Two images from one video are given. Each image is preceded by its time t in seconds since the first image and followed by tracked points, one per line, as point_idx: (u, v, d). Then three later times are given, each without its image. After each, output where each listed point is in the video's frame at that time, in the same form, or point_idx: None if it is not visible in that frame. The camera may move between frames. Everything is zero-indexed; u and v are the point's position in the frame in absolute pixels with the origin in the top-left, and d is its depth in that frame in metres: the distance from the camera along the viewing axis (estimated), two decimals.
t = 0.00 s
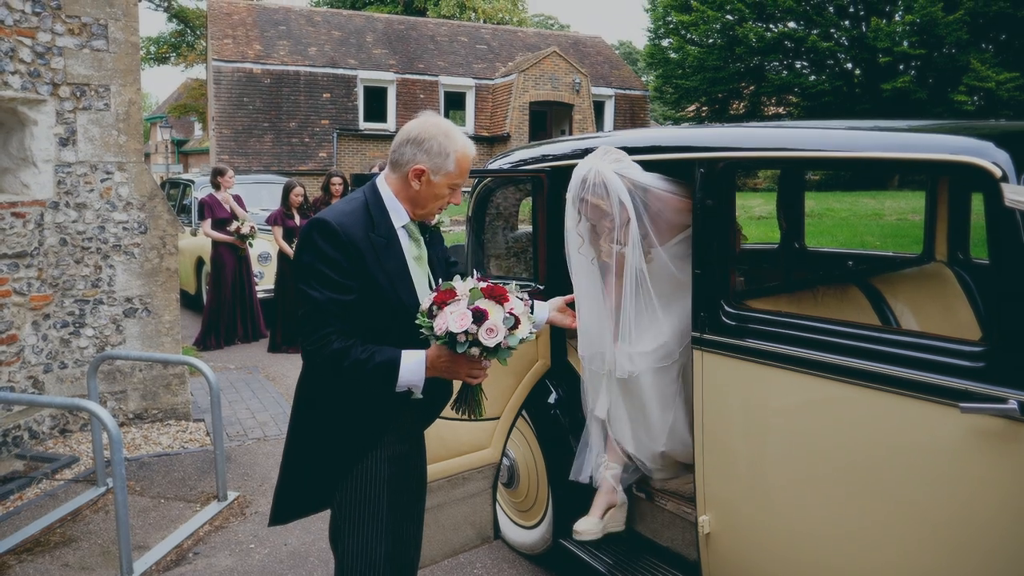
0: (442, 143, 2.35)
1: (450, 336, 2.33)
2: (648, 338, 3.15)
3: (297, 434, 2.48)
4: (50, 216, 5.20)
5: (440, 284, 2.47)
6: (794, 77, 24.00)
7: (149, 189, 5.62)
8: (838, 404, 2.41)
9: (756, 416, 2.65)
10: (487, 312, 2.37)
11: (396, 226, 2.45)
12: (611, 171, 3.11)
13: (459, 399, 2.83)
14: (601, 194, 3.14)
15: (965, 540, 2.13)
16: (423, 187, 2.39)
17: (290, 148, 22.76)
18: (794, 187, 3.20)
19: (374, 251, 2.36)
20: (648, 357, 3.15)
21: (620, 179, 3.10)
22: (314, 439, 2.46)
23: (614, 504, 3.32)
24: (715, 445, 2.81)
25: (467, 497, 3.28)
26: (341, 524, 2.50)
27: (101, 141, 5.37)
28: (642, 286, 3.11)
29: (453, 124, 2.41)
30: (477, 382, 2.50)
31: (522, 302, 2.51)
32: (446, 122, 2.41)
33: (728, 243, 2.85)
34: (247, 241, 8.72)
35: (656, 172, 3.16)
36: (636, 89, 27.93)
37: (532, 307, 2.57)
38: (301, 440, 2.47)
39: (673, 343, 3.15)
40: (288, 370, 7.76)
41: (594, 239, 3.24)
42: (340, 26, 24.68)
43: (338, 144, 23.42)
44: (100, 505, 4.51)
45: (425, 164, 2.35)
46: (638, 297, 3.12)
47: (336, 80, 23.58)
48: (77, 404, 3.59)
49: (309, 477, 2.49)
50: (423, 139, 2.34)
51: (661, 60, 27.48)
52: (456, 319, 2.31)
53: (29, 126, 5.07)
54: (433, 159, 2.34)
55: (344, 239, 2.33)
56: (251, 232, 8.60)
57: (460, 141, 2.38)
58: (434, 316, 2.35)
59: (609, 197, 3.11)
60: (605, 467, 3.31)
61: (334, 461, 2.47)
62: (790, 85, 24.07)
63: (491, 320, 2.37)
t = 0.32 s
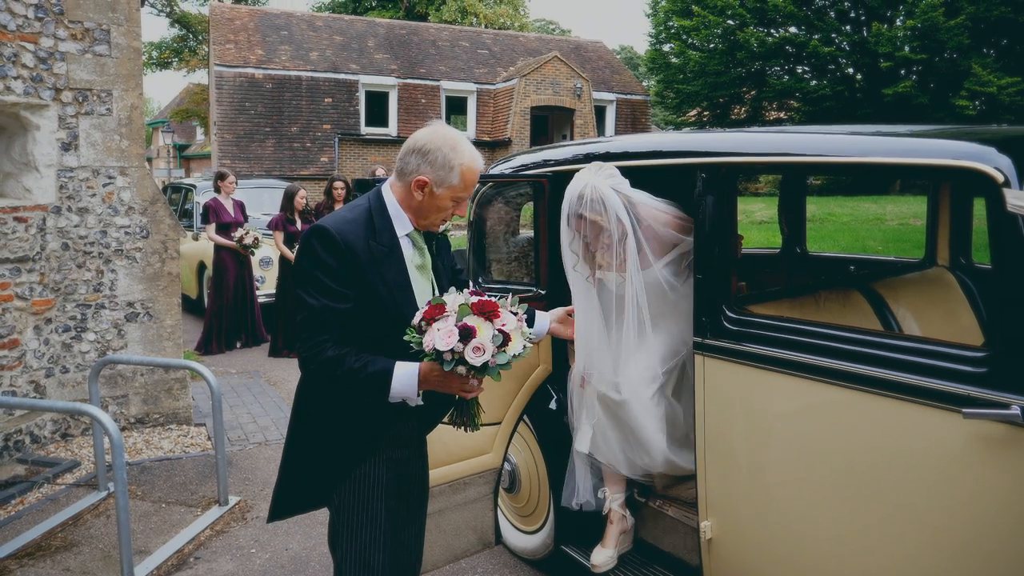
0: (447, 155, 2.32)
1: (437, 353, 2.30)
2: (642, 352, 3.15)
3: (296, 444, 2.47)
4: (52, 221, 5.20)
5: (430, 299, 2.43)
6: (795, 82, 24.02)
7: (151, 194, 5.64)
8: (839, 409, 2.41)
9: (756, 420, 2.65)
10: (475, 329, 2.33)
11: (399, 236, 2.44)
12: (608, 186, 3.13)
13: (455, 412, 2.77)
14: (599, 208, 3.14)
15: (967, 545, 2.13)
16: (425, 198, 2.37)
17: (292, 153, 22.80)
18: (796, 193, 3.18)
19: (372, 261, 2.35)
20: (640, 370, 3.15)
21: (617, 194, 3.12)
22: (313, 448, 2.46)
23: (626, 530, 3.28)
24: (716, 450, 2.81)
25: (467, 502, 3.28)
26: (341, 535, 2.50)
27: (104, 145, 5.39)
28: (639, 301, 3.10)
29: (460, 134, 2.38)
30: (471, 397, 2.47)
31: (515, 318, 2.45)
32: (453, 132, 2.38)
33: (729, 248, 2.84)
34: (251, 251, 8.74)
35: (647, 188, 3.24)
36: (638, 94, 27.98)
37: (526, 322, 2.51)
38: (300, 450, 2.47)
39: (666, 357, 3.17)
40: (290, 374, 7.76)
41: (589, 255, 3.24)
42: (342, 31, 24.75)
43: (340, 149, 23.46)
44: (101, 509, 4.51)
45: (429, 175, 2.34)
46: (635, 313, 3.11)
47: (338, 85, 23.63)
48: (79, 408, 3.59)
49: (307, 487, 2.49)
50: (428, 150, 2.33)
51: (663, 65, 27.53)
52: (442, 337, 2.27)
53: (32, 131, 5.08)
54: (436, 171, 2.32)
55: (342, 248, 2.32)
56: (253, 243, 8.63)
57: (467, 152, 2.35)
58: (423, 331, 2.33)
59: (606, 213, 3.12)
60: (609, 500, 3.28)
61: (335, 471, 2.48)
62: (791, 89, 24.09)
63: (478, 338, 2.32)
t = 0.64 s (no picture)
0: (455, 181, 2.26)
1: (432, 368, 2.28)
2: (636, 348, 3.12)
3: (287, 452, 2.48)
4: (54, 222, 5.20)
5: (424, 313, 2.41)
6: (797, 83, 24.02)
7: (152, 195, 5.66)
8: (838, 410, 2.41)
9: (756, 422, 2.65)
10: (469, 343, 2.30)
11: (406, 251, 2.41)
12: (607, 177, 3.12)
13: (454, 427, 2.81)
14: (597, 201, 3.12)
15: (968, 546, 2.13)
16: (431, 221, 2.32)
17: (294, 154, 22.81)
18: (799, 194, 3.20)
19: (375, 273, 2.33)
20: (634, 367, 3.11)
21: (617, 185, 3.12)
22: (306, 456, 2.46)
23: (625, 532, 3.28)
24: (716, 452, 2.81)
25: (469, 504, 3.25)
26: (338, 541, 2.51)
27: (105, 147, 5.39)
28: (636, 296, 3.10)
29: (474, 158, 2.30)
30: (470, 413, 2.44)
31: (510, 331, 2.43)
32: (469, 156, 2.31)
33: (731, 249, 2.84)
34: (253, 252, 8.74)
35: (639, 184, 3.28)
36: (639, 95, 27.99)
37: (522, 335, 2.50)
38: (293, 458, 2.47)
39: (659, 354, 3.16)
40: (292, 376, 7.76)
41: (581, 250, 3.23)
42: (343, 33, 24.77)
43: (341, 151, 23.46)
44: (104, 510, 4.51)
45: (436, 199, 2.29)
46: (630, 307, 3.11)
47: (340, 87, 23.66)
48: (81, 410, 3.59)
49: (305, 491, 2.49)
50: (438, 173, 2.27)
51: (665, 67, 27.56)
52: (436, 351, 2.25)
53: (33, 132, 5.09)
54: (442, 196, 2.27)
55: (346, 259, 2.31)
56: (258, 243, 8.65)
57: (478, 179, 2.27)
58: (418, 346, 2.32)
59: (606, 203, 3.11)
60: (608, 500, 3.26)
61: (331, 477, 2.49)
62: (793, 91, 24.09)
63: (473, 352, 2.30)
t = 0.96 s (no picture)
0: (462, 219, 2.20)
1: (416, 388, 2.28)
2: (636, 344, 3.12)
3: (264, 465, 2.46)
4: (55, 221, 5.20)
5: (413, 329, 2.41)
6: (798, 81, 24.00)
7: (153, 193, 5.66)
8: (838, 409, 2.41)
9: (756, 420, 2.66)
10: (454, 365, 2.29)
11: (408, 271, 2.39)
12: (611, 168, 3.10)
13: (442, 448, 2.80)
14: (598, 194, 3.08)
15: (968, 543, 2.14)
16: (434, 252, 2.27)
17: (295, 152, 22.78)
18: (800, 194, 3.20)
19: (373, 285, 2.33)
20: (635, 360, 3.12)
21: (620, 177, 3.10)
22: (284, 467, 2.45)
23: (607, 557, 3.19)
24: (716, 450, 2.81)
25: (470, 502, 3.23)
26: (325, 547, 2.51)
27: (105, 145, 5.39)
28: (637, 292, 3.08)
29: (486, 199, 2.24)
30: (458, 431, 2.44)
31: (498, 352, 2.39)
32: (482, 195, 2.24)
33: (731, 248, 2.84)
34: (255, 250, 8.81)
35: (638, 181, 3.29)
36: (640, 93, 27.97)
37: (511, 356, 2.46)
38: (270, 470, 2.46)
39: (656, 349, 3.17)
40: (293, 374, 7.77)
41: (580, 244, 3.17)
42: (344, 31, 24.76)
43: (342, 148, 23.45)
44: (104, 509, 4.52)
45: (441, 232, 2.23)
46: (633, 299, 3.08)
47: (341, 85, 23.65)
48: (82, 408, 3.59)
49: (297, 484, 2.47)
50: (448, 206, 2.21)
51: (665, 65, 27.55)
52: (420, 372, 2.25)
53: (33, 131, 5.09)
54: (448, 231, 2.21)
55: (348, 269, 2.30)
56: (257, 240, 8.70)
57: (486, 222, 2.21)
58: (404, 364, 2.32)
59: (611, 194, 3.07)
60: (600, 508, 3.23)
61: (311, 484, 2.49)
62: (794, 89, 24.06)
63: (457, 374, 2.28)
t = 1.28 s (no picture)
0: (454, 228, 2.19)
1: (406, 400, 2.27)
2: (639, 341, 3.13)
3: (263, 464, 2.45)
4: (55, 217, 5.20)
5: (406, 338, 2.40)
6: (799, 78, 23.96)
7: (154, 190, 5.66)
8: (839, 406, 2.42)
9: (756, 416, 2.66)
10: (445, 378, 2.28)
11: (400, 274, 2.38)
12: (619, 164, 3.11)
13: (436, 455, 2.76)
14: (604, 190, 3.08)
15: (968, 540, 2.14)
16: (424, 257, 2.26)
17: (295, 149, 22.74)
18: (801, 190, 3.20)
19: (361, 287, 2.31)
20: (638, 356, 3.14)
21: (628, 172, 3.11)
22: (283, 467, 2.45)
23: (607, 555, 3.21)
24: (717, 448, 2.82)
25: (470, 498, 3.24)
26: (324, 546, 2.52)
27: (106, 142, 5.40)
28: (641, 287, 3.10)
29: (479, 207, 2.22)
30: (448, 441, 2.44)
31: (491, 364, 2.37)
32: (476, 203, 2.23)
33: (731, 244, 2.83)
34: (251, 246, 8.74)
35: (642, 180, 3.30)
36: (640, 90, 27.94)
37: (505, 369, 2.43)
38: (269, 469, 2.46)
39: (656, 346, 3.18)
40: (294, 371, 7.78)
41: (583, 240, 3.17)
42: (344, 27, 24.75)
43: (343, 145, 23.43)
44: (105, 505, 4.52)
45: (432, 238, 2.21)
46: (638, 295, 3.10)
47: (341, 82, 23.63)
48: (82, 404, 3.59)
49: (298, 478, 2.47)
50: (440, 212, 2.20)
51: (666, 62, 27.54)
52: (410, 385, 2.24)
53: (34, 127, 5.09)
54: (438, 237, 2.20)
55: (335, 271, 2.28)
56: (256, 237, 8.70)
57: (477, 232, 2.20)
58: (395, 374, 2.31)
59: (618, 189, 3.08)
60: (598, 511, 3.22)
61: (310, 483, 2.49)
62: (795, 86, 24.03)
63: (447, 388, 2.28)
